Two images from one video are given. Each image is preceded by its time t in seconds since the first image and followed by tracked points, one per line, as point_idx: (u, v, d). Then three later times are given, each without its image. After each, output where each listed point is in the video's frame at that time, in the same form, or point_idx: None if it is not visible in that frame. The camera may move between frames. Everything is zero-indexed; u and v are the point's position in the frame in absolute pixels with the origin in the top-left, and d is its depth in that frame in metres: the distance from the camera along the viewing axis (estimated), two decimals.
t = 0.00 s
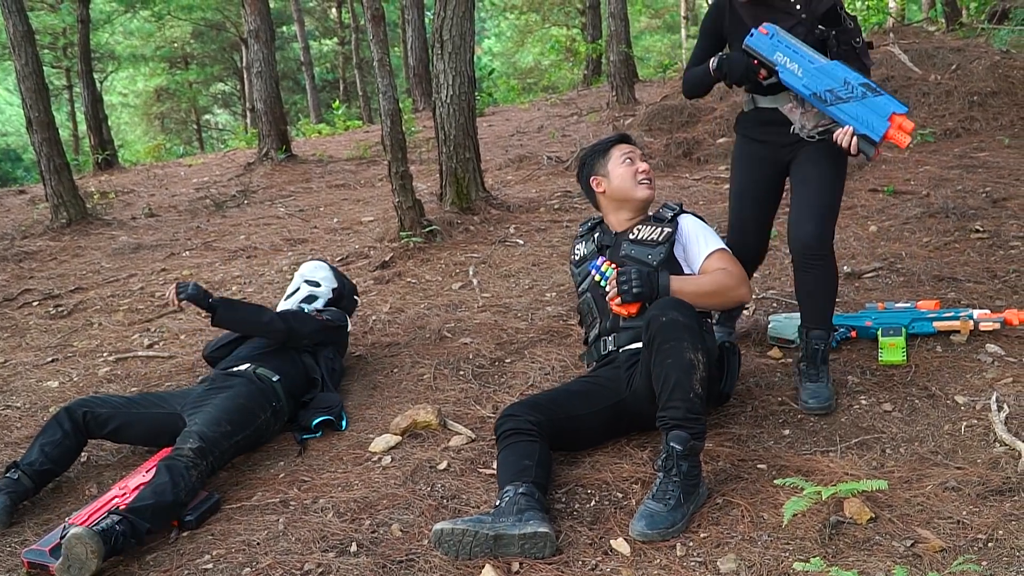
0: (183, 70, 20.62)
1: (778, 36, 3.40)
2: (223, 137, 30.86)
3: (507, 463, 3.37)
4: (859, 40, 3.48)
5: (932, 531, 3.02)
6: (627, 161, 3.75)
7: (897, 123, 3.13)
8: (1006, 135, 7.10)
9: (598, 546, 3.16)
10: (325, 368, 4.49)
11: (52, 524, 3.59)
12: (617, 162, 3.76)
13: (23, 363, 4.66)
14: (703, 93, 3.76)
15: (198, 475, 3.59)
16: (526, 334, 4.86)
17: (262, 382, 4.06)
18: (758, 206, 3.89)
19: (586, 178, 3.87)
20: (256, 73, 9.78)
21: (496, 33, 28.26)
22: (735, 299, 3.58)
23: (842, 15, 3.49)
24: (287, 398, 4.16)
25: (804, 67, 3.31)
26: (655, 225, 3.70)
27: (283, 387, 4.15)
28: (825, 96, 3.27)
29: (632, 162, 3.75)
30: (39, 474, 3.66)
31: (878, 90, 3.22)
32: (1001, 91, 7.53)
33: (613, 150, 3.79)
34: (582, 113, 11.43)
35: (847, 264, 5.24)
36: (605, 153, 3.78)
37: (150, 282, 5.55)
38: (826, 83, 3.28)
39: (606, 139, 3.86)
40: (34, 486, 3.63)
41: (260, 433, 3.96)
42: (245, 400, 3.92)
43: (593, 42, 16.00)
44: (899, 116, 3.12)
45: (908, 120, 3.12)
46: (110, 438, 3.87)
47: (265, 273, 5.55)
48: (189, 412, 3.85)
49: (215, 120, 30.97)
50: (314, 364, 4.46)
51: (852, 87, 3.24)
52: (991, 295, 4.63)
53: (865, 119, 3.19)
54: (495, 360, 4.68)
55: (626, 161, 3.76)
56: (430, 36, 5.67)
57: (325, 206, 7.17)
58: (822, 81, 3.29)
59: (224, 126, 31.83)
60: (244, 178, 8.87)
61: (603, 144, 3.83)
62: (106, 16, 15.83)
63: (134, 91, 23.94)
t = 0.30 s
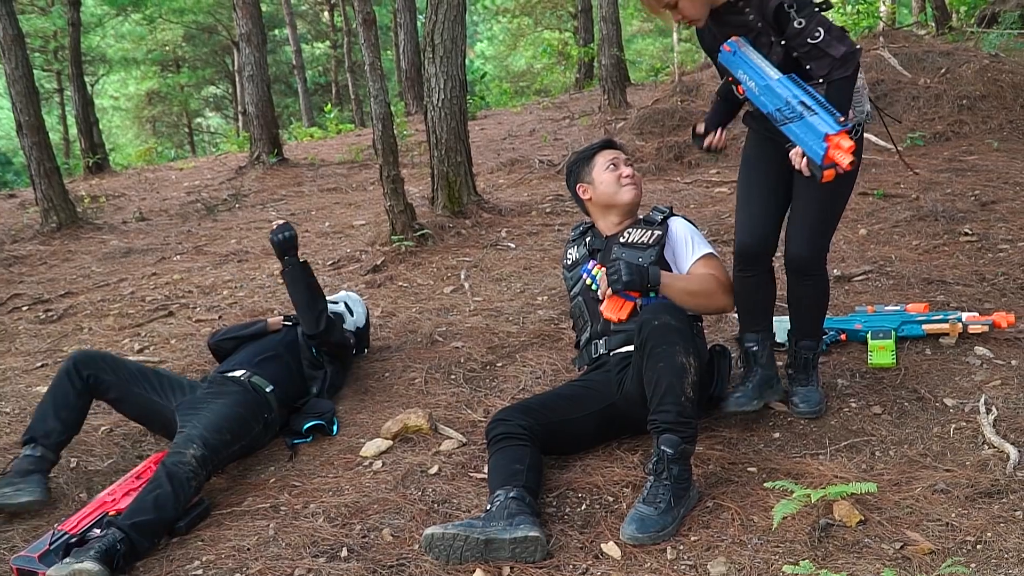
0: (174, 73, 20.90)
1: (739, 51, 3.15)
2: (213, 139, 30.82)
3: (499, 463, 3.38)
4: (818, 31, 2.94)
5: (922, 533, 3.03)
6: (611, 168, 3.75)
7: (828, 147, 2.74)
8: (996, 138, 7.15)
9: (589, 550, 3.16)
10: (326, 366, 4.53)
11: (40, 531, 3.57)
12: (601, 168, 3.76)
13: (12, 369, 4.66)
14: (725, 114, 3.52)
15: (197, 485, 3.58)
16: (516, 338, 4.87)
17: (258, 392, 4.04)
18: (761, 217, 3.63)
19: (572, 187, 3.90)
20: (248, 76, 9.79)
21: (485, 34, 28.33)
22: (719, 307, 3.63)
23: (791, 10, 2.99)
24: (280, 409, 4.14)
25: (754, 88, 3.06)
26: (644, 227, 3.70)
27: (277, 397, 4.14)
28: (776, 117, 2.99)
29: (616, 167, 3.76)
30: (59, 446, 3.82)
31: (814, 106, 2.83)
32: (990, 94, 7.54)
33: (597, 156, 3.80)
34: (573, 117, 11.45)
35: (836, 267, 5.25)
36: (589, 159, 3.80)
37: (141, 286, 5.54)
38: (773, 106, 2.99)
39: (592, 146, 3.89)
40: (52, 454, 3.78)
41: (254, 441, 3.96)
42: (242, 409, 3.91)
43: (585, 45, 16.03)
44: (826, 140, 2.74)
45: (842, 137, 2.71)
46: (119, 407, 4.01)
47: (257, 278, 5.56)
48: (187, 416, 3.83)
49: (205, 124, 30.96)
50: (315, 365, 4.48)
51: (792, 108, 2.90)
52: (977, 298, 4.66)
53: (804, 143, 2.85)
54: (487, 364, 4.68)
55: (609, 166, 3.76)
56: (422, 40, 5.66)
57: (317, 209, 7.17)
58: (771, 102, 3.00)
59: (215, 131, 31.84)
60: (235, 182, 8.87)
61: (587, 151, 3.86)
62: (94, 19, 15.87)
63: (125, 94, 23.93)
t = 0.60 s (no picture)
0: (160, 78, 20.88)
1: (699, 125, 3.16)
2: (201, 145, 30.78)
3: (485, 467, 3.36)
4: (762, 100, 2.95)
5: (907, 541, 3.03)
6: (588, 190, 3.71)
7: (792, 211, 2.75)
8: (981, 145, 7.18)
9: (574, 558, 3.15)
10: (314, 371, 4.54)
11: (22, 539, 3.53)
12: (581, 187, 3.73)
13: None
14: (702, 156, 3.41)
15: (183, 494, 3.56)
16: (503, 345, 4.87)
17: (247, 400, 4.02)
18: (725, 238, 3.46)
19: (556, 193, 3.89)
20: (234, 82, 9.78)
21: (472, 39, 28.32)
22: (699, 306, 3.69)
23: (729, 82, 2.98)
24: (268, 418, 4.13)
25: (717, 160, 3.08)
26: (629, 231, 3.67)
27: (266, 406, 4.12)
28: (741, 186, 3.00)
29: (594, 189, 3.71)
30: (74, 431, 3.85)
31: (773, 174, 2.84)
32: (975, 102, 7.57)
33: (578, 173, 3.76)
34: (561, 123, 11.48)
35: (822, 275, 5.26)
36: (571, 174, 3.76)
37: (126, 293, 5.52)
38: (737, 177, 3.00)
39: (577, 155, 3.83)
40: (101, 443, 3.83)
41: (242, 450, 3.94)
42: (232, 417, 3.89)
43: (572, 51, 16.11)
44: (789, 208, 2.76)
45: (802, 201, 2.74)
46: (114, 395, 4.00)
47: (243, 284, 5.54)
48: (177, 422, 3.79)
49: (192, 129, 30.96)
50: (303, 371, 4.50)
51: (755, 178, 2.91)
52: (962, 305, 4.67)
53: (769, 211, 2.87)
54: (473, 371, 4.67)
55: (588, 186, 3.72)
56: (409, 47, 5.66)
57: (303, 216, 7.16)
58: (735, 172, 3.01)
59: (201, 136, 31.71)
60: (221, 188, 8.86)
61: (573, 161, 3.79)
62: (81, 24, 15.87)
63: (112, 100, 23.91)
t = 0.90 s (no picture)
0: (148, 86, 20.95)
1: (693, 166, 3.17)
2: (188, 153, 30.69)
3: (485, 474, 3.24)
4: (736, 149, 2.86)
5: (891, 552, 3.02)
6: (555, 218, 3.58)
7: (772, 267, 2.83)
8: (965, 156, 7.21)
9: (560, 569, 3.14)
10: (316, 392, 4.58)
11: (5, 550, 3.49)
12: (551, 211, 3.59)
13: None
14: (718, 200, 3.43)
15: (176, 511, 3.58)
16: (489, 355, 4.86)
17: (244, 421, 4.07)
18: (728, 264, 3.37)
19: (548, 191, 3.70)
20: (221, 91, 9.78)
21: (460, 47, 28.33)
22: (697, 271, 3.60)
23: (705, 135, 2.90)
24: (263, 439, 4.17)
25: (710, 205, 3.12)
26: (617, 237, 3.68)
27: (263, 428, 4.17)
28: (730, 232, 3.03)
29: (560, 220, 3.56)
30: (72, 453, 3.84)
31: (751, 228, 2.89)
32: (960, 113, 7.60)
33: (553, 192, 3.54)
34: (548, 133, 11.49)
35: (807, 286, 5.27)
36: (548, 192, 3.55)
37: (112, 302, 5.49)
38: (727, 224, 3.04)
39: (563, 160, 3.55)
40: (78, 460, 3.81)
41: (234, 469, 3.98)
42: (229, 437, 3.93)
43: (560, 60, 16.10)
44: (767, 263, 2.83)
45: (781, 254, 2.81)
46: (103, 401, 3.98)
47: (229, 294, 5.53)
48: (173, 438, 3.82)
49: (180, 137, 30.90)
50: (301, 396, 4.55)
51: (739, 230, 2.95)
52: (946, 316, 4.69)
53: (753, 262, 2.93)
54: (459, 382, 4.67)
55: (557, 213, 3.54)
56: (396, 57, 5.65)
57: (290, 225, 7.15)
58: (725, 218, 3.05)
59: (189, 145, 31.67)
60: (207, 197, 8.83)
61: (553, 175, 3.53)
62: (68, 31, 15.91)
63: (99, 108, 23.89)
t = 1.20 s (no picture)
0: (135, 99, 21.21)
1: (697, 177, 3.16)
2: (175, 166, 30.71)
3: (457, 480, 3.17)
4: (738, 168, 2.80)
5: (877, 570, 3.01)
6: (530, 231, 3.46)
7: (760, 292, 2.84)
8: (949, 174, 7.24)
9: None
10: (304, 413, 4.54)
11: None
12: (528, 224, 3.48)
13: None
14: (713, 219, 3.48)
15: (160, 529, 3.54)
16: (475, 370, 4.85)
17: (230, 438, 4.04)
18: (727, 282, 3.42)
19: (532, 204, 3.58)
20: (208, 104, 9.79)
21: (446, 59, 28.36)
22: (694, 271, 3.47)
23: (708, 150, 2.86)
24: (248, 456, 4.14)
25: (712, 219, 3.13)
26: (602, 253, 3.50)
27: (248, 445, 4.14)
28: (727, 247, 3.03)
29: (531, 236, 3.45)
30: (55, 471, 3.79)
31: (745, 249, 2.89)
32: (944, 130, 7.63)
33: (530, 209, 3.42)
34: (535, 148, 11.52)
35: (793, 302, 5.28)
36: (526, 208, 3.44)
37: (96, 316, 5.47)
38: (722, 240, 3.06)
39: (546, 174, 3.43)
40: (62, 477, 3.77)
41: (218, 488, 3.94)
42: (215, 454, 3.90)
43: (546, 75, 16.15)
44: (756, 287, 2.84)
45: (771, 280, 2.81)
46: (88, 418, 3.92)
47: (214, 308, 5.51)
48: (157, 454, 3.78)
49: (167, 150, 30.92)
50: (287, 416, 4.53)
51: (732, 249, 2.97)
52: (931, 332, 4.69)
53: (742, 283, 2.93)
54: (445, 398, 4.66)
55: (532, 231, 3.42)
56: (383, 72, 5.64)
57: (276, 239, 7.14)
58: (721, 235, 3.07)
59: (177, 158, 31.63)
60: (193, 210, 8.82)
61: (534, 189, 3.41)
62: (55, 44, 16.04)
63: (86, 121, 24.01)
